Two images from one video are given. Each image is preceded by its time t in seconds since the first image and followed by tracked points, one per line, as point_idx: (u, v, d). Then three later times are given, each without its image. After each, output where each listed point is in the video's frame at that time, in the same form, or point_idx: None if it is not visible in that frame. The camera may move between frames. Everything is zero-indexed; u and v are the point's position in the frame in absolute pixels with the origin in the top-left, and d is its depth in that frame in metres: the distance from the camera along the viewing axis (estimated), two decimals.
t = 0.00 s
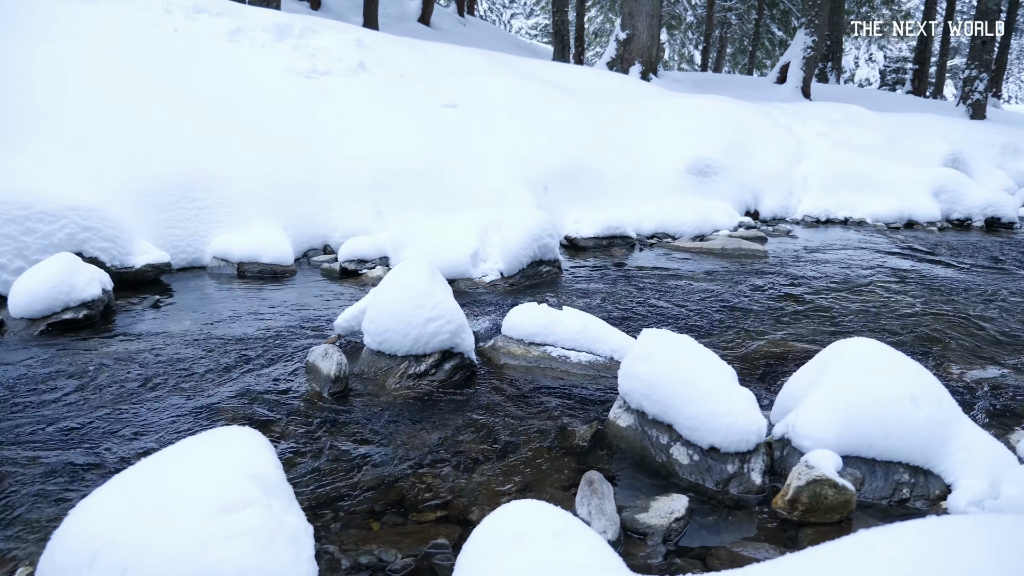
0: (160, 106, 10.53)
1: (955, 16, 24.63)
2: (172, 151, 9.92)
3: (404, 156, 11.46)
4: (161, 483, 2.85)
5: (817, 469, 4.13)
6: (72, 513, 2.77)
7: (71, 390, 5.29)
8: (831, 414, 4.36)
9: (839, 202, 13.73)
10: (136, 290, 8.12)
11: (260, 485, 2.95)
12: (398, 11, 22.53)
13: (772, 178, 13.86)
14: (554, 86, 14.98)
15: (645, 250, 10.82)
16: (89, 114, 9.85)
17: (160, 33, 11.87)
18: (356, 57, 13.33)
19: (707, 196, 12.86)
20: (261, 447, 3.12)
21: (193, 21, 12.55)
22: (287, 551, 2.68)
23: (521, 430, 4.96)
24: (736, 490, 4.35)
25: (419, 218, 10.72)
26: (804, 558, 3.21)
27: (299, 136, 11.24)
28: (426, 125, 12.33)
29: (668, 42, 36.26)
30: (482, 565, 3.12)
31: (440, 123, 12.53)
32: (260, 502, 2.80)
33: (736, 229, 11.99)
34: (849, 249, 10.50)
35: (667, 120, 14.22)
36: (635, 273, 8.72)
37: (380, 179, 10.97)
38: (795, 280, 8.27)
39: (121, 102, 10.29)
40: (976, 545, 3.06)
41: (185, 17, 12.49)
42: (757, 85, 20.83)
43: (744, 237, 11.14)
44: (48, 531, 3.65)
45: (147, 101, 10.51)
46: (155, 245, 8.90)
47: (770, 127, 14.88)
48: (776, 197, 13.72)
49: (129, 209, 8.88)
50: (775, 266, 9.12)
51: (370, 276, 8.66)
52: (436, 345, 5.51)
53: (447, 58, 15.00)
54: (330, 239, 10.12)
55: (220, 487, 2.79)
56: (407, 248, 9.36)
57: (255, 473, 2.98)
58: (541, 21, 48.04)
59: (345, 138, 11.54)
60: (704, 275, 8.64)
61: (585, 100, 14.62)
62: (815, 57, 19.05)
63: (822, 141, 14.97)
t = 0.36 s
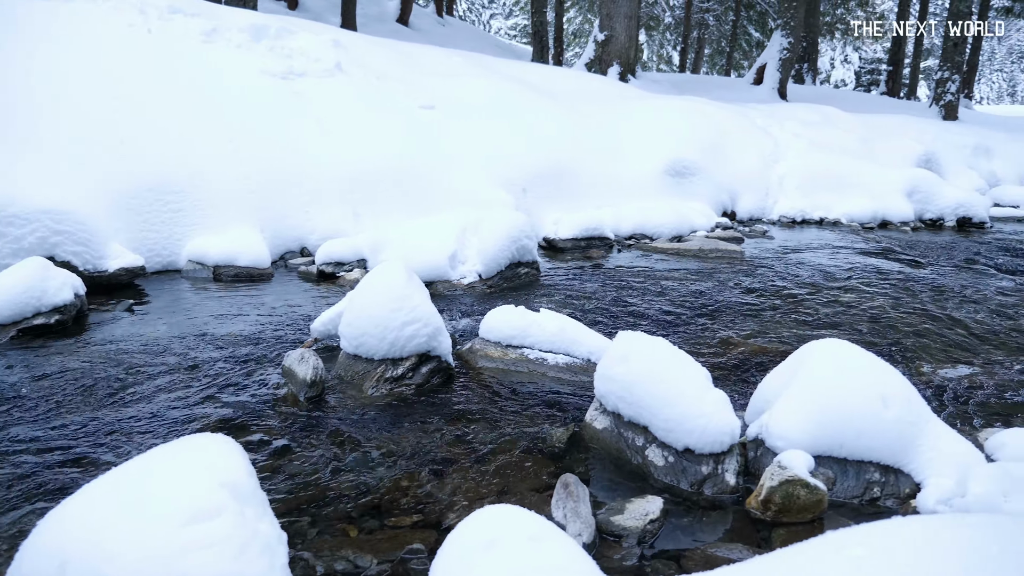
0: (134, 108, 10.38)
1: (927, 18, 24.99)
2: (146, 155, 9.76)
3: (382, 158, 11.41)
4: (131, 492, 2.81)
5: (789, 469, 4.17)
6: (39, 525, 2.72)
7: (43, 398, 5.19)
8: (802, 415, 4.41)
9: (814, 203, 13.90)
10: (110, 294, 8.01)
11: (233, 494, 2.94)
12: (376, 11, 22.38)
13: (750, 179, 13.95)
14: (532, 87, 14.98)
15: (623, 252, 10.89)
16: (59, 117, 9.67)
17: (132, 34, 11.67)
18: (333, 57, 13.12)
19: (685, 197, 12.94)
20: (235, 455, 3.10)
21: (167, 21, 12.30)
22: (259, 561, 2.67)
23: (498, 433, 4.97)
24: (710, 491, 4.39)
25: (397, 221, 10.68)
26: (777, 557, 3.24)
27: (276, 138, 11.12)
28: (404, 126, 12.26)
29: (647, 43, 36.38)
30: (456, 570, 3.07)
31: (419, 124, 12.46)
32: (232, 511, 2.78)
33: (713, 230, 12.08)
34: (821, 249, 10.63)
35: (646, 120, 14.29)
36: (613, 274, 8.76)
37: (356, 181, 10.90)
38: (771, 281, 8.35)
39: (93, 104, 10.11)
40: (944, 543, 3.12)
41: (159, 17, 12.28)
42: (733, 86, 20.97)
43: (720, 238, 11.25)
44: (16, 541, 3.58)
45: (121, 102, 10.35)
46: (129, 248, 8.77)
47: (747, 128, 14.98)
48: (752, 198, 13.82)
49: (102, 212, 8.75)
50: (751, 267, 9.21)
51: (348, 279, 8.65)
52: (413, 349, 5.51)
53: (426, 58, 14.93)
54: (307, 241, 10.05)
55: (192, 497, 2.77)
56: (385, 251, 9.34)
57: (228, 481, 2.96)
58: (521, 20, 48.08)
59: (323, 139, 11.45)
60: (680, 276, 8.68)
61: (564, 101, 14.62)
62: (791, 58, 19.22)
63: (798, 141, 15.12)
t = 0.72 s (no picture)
0: (108, 111, 10.22)
1: (901, 19, 25.33)
2: (121, 159, 9.62)
3: (360, 159, 11.31)
4: (103, 500, 2.78)
5: (765, 470, 4.21)
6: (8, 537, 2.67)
7: (15, 405, 5.09)
8: (777, 417, 4.45)
9: (791, 202, 14.01)
10: (84, 298, 7.89)
11: (207, 503, 2.92)
12: (356, 11, 22.20)
13: (730, 179, 14.03)
14: (511, 88, 14.93)
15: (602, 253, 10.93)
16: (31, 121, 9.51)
17: (106, 35, 11.47)
18: (311, 59, 12.94)
19: (664, 198, 12.99)
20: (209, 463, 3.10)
21: (141, 22, 12.04)
22: (235, 567, 2.70)
23: (477, 436, 4.97)
24: (687, 492, 4.42)
25: (375, 222, 10.60)
26: (753, 560, 3.26)
27: (253, 140, 10.99)
28: (384, 128, 12.18)
29: (627, 44, 36.45)
30: None
31: (399, 125, 12.39)
32: (207, 519, 2.79)
33: (691, 230, 12.14)
34: (797, 249, 10.74)
35: (627, 121, 14.32)
36: (593, 276, 8.77)
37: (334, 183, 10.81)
38: (748, 282, 8.43)
39: (65, 107, 9.93)
40: (916, 546, 3.15)
41: (134, 18, 12.06)
42: (712, 87, 21.05)
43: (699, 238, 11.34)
44: None
45: (94, 105, 10.18)
46: (104, 252, 8.64)
47: (726, 128, 15.04)
48: (730, 198, 13.86)
49: (75, 217, 8.62)
50: (730, 267, 9.28)
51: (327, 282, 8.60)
52: (391, 353, 5.49)
53: (405, 59, 14.83)
54: (285, 244, 9.96)
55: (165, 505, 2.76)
56: (364, 253, 9.29)
57: (202, 490, 2.94)
58: (503, 20, 48.05)
59: (302, 141, 11.35)
60: (659, 277, 8.72)
61: (544, 103, 14.61)
62: (768, 60, 19.34)
63: (775, 142, 15.23)
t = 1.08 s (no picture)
0: (83, 112, 10.08)
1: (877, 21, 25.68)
2: (96, 161, 9.49)
3: (340, 160, 11.23)
4: (74, 510, 2.74)
5: (741, 469, 4.24)
6: None
7: None
8: (753, 417, 4.49)
9: (767, 201, 14.13)
10: (59, 303, 7.79)
11: (181, 509, 2.88)
12: (335, 11, 22.04)
13: (710, 180, 14.13)
14: (490, 89, 14.90)
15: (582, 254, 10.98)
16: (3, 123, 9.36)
17: (80, 35, 11.29)
18: (289, 60, 12.85)
19: (644, 198, 13.05)
20: (183, 471, 3.07)
21: (117, 23, 11.89)
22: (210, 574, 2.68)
23: (455, 438, 4.96)
24: (665, 492, 4.44)
25: (351, 224, 10.46)
26: (730, 558, 3.28)
27: (231, 141, 10.88)
28: (364, 128, 12.10)
29: (608, 45, 36.61)
30: None
31: (379, 126, 12.33)
32: (182, 526, 2.76)
33: (671, 230, 12.22)
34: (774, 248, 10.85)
35: (608, 121, 14.37)
36: (574, 276, 8.79)
37: (313, 184, 10.73)
38: (727, 281, 8.50)
39: (37, 109, 9.78)
40: (889, 542, 3.19)
41: (109, 18, 11.90)
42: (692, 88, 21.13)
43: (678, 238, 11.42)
44: None
45: (68, 107, 10.03)
46: (79, 255, 8.55)
47: (705, 129, 15.10)
48: (709, 199, 13.95)
49: (49, 221, 8.51)
50: (708, 267, 9.36)
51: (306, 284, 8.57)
52: (370, 355, 5.47)
53: (384, 60, 14.75)
54: (264, 246, 9.89)
55: (138, 513, 2.72)
56: (343, 255, 9.27)
57: (175, 497, 2.90)
58: (484, 20, 48.11)
59: (281, 142, 11.25)
60: (638, 277, 8.78)
61: (524, 104, 14.61)
62: (747, 60, 19.46)
63: (754, 143, 15.33)
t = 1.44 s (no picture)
0: (56, 113, 9.91)
1: (853, 22, 26.04)
2: (70, 162, 9.35)
3: (321, 161, 11.16)
4: (45, 517, 2.69)
5: (718, 467, 4.26)
6: None
7: None
8: (730, 415, 4.51)
9: (745, 201, 14.25)
10: (32, 306, 7.68)
11: (155, 515, 2.85)
12: (315, 11, 21.88)
13: (690, 180, 14.22)
14: (470, 89, 14.85)
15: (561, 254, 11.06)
16: None
17: (53, 34, 11.09)
18: (267, 60, 12.71)
19: (625, 198, 13.10)
20: (156, 475, 3.04)
21: (91, 22, 11.69)
22: None
23: (434, 439, 4.95)
24: (644, 491, 4.46)
25: (325, 225, 10.37)
26: (708, 556, 3.29)
27: (210, 141, 10.76)
28: (345, 129, 12.02)
29: (589, 45, 36.79)
30: None
31: (360, 126, 12.25)
32: (155, 531, 2.73)
33: (651, 229, 12.29)
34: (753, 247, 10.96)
35: (590, 122, 14.40)
36: (554, 276, 8.82)
37: (292, 184, 10.64)
38: (706, 280, 8.56)
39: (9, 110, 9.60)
40: (864, 536, 3.22)
41: (83, 17, 11.70)
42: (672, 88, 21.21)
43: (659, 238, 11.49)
44: None
45: (41, 108, 9.86)
46: (54, 258, 8.44)
47: (685, 129, 15.19)
48: (689, 199, 14.03)
49: (22, 223, 8.37)
50: (688, 266, 9.43)
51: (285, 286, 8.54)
52: (349, 357, 5.44)
53: (364, 60, 14.66)
54: (242, 248, 9.81)
55: (110, 519, 2.68)
56: (323, 256, 9.25)
57: (149, 501, 2.87)
58: (466, 21, 48.22)
59: (261, 142, 11.14)
60: (618, 277, 8.81)
61: (504, 104, 14.60)
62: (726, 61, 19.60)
63: (731, 143, 15.39)
